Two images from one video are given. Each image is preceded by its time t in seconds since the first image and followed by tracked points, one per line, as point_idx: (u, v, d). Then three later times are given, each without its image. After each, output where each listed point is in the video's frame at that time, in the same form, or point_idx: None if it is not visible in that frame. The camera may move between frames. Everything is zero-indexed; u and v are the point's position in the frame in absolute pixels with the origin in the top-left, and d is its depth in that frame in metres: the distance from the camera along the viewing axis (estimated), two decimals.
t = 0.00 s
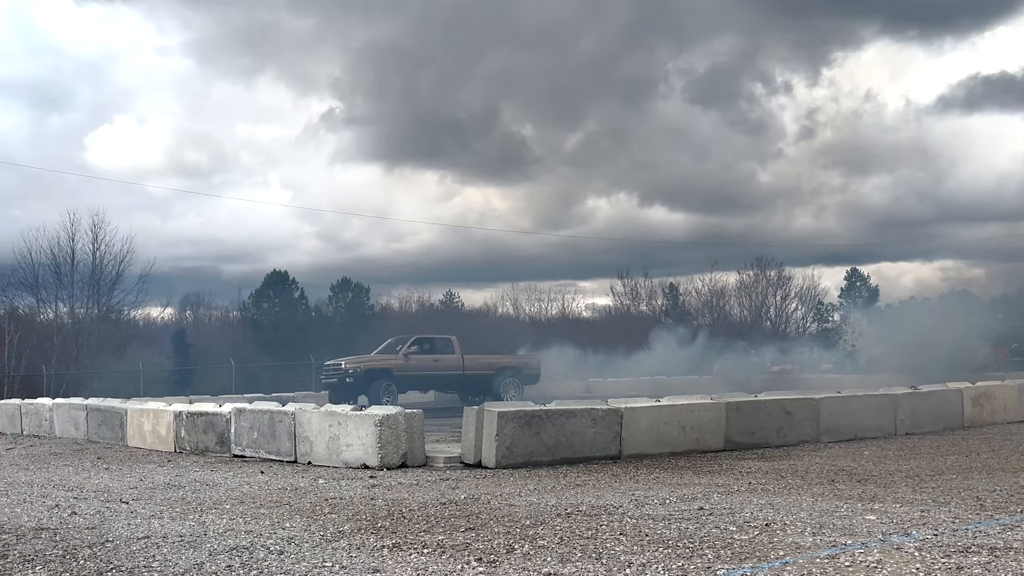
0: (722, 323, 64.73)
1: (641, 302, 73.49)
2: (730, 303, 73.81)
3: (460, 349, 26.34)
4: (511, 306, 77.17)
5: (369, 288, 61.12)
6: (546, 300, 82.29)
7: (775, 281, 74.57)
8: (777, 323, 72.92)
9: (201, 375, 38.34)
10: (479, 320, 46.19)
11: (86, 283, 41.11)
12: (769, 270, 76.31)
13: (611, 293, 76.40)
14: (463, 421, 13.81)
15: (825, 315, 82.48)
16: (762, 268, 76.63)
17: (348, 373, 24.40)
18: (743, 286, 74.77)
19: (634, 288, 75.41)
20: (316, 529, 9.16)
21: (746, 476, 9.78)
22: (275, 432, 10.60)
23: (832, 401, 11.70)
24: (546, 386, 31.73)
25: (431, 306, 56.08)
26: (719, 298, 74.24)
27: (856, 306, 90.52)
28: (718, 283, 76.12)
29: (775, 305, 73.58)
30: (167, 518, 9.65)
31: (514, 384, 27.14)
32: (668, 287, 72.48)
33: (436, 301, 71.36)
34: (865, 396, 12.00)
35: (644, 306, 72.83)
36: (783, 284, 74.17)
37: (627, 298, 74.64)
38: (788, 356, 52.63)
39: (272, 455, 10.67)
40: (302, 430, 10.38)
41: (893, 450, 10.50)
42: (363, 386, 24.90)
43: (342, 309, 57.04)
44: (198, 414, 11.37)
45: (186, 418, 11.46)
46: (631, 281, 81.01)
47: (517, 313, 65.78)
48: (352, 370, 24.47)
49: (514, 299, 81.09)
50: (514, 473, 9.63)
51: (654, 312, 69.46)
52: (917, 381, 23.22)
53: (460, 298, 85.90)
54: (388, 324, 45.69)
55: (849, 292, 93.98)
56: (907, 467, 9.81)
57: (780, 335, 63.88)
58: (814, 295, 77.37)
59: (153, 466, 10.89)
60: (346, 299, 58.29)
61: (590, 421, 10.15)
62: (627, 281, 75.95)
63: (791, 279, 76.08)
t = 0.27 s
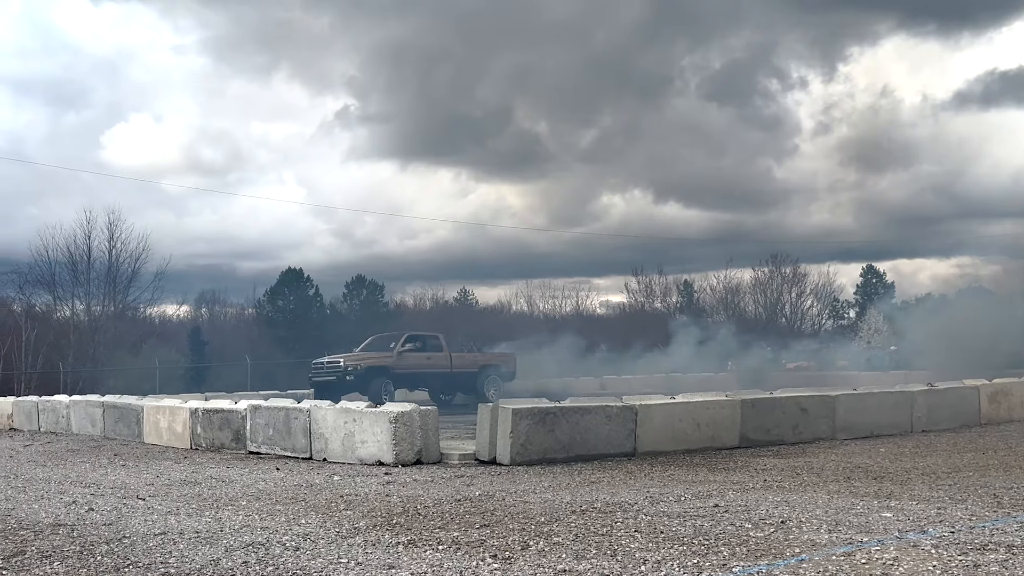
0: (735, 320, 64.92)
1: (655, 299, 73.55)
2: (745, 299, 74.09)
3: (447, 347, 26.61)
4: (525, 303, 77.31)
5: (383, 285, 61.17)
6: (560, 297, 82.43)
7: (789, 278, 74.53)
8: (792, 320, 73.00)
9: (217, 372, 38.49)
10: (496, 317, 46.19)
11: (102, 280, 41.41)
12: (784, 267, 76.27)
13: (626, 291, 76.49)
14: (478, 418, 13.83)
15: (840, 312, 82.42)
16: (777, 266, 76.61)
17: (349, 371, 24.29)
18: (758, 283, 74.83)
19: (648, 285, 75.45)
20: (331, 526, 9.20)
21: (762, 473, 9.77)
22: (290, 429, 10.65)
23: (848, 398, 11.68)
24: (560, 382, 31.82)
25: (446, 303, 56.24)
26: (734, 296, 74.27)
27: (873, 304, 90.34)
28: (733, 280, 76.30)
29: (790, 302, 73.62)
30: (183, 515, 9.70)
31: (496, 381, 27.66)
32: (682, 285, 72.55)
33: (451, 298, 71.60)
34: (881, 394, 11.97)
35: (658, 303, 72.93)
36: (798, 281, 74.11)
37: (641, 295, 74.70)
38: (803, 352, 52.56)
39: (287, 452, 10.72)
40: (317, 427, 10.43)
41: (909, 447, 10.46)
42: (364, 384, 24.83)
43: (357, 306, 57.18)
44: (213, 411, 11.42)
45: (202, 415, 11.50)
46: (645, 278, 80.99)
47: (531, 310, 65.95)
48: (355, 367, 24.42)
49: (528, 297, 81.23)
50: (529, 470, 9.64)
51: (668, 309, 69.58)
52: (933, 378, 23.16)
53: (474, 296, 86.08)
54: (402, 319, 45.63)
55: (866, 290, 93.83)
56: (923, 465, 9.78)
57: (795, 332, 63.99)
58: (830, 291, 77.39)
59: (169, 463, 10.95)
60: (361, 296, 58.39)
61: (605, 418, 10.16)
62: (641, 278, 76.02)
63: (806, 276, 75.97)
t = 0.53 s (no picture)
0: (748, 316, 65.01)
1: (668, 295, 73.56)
2: (758, 296, 74.26)
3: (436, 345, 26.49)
4: (538, 300, 77.43)
5: (396, 281, 61.14)
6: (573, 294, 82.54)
7: (803, 274, 74.44)
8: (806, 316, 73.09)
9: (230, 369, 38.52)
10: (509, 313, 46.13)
11: (117, 277, 41.65)
12: (797, 263, 76.18)
13: (638, 288, 76.52)
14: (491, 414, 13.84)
15: (853, 309, 82.41)
16: (790, 262, 76.54)
17: (359, 369, 23.25)
18: (771, 280, 74.86)
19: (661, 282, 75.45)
20: (345, 521, 9.23)
21: (775, 470, 9.76)
22: (303, 425, 10.69)
23: (861, 394, 11.66)
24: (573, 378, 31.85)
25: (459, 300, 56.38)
26: (746, 293, 74.29)
27: (886, 301, 90.16)
28: (745, 277, 76.36)
29: (804, 298, 73.63)
30: (197, 510, 9.75)
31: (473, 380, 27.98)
32: (695, 282, 72.56)
33: (464, 295, 71.74)
34: (895, 390, 11.94)
35: (670, 300, 72.95)
36: (811, 277, 74.01)
37: (654, 291, 74.67)
38: (817, 348, 52.55)
39: (300, 448, 10.75)
40: (331, 423, 10.47)
41: (924, 444, 10.43)
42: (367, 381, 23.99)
43: (370, 303, 57.28)
44: (227, 407, 11.46)
45: (216, 411, 11.55)
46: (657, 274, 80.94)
47: (544, 307, 65.99)
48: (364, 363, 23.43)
49: (540, 294, 81.33)
50: (541, 466, 9.66)
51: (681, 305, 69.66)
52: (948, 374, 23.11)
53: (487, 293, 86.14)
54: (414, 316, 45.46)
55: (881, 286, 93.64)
56: (937, 462, 9.76)
57: (809, 328, 64.04)
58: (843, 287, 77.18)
59: (184, 458, 11.01)
60: (374, 293, 58.42)
61: (617, 414, 10.16)
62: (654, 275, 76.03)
63: (819, 272, 75.85)
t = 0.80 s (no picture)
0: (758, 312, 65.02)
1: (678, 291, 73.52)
2: (768, 292, 74.30)
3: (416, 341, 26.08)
4: (548, 295, 77.48)
5: (406, 278, 61.17)
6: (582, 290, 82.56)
7: (813, 270, 74.37)
8: (816, 312, 73.19)
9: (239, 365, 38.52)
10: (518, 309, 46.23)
11: (128, 273, 41.66)
12: (808, 259, 76.11)
13: (648, 284, 76.52)
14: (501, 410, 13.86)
15: (864, 305, 82.35)
16: (800, 258, 76.47)
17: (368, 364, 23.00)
18: (781, 276, 74.85)
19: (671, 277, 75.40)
20: (356, 516, 9.26)
21: (786, 466, 9.75)
22: (314, 421, 10.72)
23: (872, 390, 11.64)
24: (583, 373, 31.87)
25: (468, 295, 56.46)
26: (756, 288, 74.20)
27: (897, 296, 89.95)
28: (756, 273, 76.37)
29: (814, 294, 73.68)
30: (209, 506, 9.78)
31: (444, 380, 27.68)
32: (705, 278, 72.56)
33: (474, 290, 71.83)
34: (906, 386, 11.92)
35: (680, 296, 72.94)
36: (822, 273, 73.94)
37: (664, 287, 74.64)
38: (828, 343, 52.50)
39: (311, 444, 10.79)
40: (341, 419, 10.50)
41: (935, 440, 10.41)
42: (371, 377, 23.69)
43: (380, 299, 57.37)
44: (238, 403, 11.50)
45: (227, 407, 11.59)
46: (667, 270, 80.91)
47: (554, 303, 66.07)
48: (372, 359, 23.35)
49: (550, 289, 81.38)
50: (552, 461, 9.67)
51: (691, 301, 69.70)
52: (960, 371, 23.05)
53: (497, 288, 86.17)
54: (424, 311, 45.54)
55: (892, 282, 93.47)
56: (949, 458, 9.74)
57: (819, 324, 64.04)
58: (853, 283, 77.06)
59: (195, 454, 11.06)
60: (384, 289, 58.48)
61: (627, 411, 10.16)
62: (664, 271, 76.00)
63: (830, 268, 75.70)
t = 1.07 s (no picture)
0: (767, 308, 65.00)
1: (687, 287, 73.47)
2: (777, 287, 74.31)
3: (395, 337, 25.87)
4: (556, 292, 77.44)
5: (414, 274, 61.20)
6: (591, 286, 82.58)
7: (822, 266, 74.30)
8: (825, 308, 73.18)
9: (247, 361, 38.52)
10: (526, 305, 46.31)
11: (137, 270, 41.75)
12: (817, 255, 76.02)
13: (657, 280, 76.48)
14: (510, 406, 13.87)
15: (873, 301, 82.26)
16: (809, 254, 76.39)
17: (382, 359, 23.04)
18: (790, 272, 74.82)
19: (679, 273, 75.34)
20: (365, 512, 9.28)
21: (795, 462, 9.74)
22: (323, 416, 10.75)
23: (882, 386, 11.62)
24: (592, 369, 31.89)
25: (477, 292, 56.52)
26: (765, 284, 74.07)
27: (907, 292, 89.73)
28: (764, 269, 76.33)
29: (824, 290, 73.79)
30: (218, 501, 9.82)
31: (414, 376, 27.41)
32: (714, 274, 72.53)
33: (483, 286, 71.89)
34: (916, 381, 11.89)
35: (689, 292, 72.91)
36: (831, 269, 73.88)
37: (673, 283, 74.58)
38: (838, 339, 52.49)
39: (320, 439, 10.81)
40: (350, 415, 10.52)
41: (945, 436, 10.39)
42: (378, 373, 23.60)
43: (389, 295, 57.40)
44: (248, 399, 11.53)
45: (236, 403, 11.62)
46: (676, 267, 80.84)
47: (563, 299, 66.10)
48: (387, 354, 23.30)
49: (559, 285, 81.40)
50: (560, 457, 9.68)
51: (700, 297, 69.73)
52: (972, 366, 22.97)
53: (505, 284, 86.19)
54: (432, 306, 45.63)
55: (901, 278, 93.29)
56: (958, 454, 9.72)
57: (829, 320, 64.01)
58: (863, 278, 76.95)
59: (204, 450, 11.10)
60: (393, 285, 58.49)
61: (636, 406, 10.16)
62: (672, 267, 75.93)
63: (839, 264, 75.54)
